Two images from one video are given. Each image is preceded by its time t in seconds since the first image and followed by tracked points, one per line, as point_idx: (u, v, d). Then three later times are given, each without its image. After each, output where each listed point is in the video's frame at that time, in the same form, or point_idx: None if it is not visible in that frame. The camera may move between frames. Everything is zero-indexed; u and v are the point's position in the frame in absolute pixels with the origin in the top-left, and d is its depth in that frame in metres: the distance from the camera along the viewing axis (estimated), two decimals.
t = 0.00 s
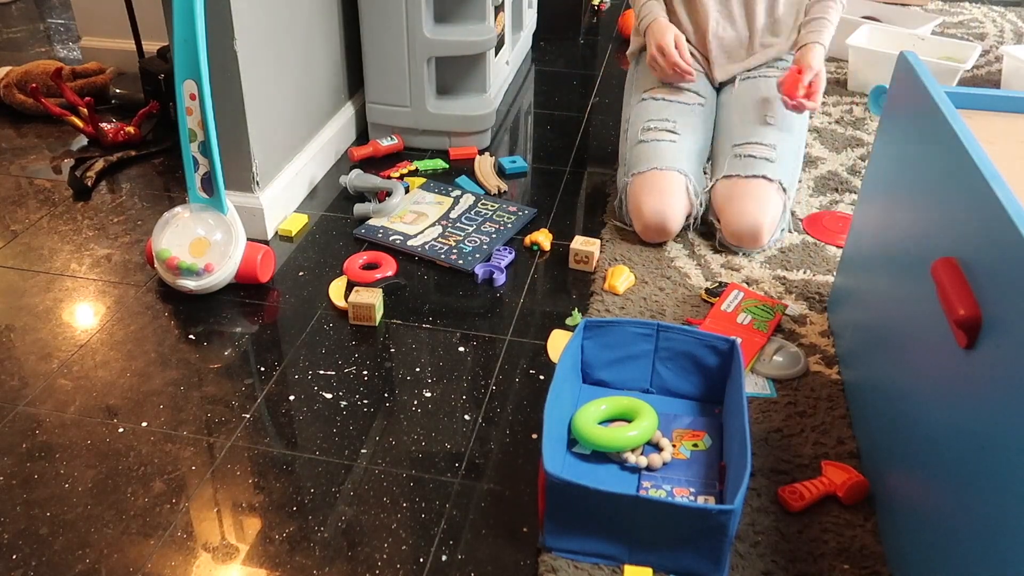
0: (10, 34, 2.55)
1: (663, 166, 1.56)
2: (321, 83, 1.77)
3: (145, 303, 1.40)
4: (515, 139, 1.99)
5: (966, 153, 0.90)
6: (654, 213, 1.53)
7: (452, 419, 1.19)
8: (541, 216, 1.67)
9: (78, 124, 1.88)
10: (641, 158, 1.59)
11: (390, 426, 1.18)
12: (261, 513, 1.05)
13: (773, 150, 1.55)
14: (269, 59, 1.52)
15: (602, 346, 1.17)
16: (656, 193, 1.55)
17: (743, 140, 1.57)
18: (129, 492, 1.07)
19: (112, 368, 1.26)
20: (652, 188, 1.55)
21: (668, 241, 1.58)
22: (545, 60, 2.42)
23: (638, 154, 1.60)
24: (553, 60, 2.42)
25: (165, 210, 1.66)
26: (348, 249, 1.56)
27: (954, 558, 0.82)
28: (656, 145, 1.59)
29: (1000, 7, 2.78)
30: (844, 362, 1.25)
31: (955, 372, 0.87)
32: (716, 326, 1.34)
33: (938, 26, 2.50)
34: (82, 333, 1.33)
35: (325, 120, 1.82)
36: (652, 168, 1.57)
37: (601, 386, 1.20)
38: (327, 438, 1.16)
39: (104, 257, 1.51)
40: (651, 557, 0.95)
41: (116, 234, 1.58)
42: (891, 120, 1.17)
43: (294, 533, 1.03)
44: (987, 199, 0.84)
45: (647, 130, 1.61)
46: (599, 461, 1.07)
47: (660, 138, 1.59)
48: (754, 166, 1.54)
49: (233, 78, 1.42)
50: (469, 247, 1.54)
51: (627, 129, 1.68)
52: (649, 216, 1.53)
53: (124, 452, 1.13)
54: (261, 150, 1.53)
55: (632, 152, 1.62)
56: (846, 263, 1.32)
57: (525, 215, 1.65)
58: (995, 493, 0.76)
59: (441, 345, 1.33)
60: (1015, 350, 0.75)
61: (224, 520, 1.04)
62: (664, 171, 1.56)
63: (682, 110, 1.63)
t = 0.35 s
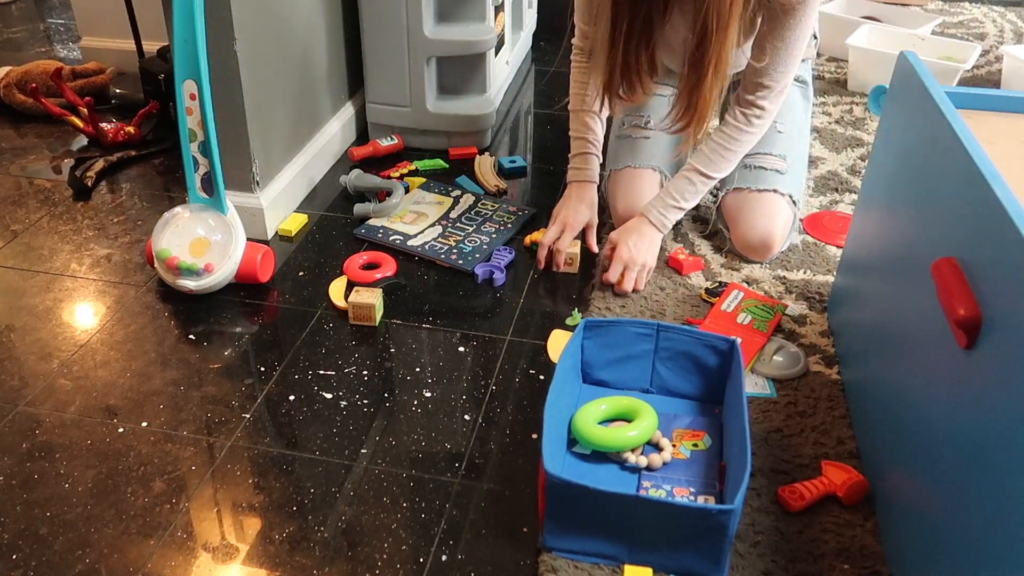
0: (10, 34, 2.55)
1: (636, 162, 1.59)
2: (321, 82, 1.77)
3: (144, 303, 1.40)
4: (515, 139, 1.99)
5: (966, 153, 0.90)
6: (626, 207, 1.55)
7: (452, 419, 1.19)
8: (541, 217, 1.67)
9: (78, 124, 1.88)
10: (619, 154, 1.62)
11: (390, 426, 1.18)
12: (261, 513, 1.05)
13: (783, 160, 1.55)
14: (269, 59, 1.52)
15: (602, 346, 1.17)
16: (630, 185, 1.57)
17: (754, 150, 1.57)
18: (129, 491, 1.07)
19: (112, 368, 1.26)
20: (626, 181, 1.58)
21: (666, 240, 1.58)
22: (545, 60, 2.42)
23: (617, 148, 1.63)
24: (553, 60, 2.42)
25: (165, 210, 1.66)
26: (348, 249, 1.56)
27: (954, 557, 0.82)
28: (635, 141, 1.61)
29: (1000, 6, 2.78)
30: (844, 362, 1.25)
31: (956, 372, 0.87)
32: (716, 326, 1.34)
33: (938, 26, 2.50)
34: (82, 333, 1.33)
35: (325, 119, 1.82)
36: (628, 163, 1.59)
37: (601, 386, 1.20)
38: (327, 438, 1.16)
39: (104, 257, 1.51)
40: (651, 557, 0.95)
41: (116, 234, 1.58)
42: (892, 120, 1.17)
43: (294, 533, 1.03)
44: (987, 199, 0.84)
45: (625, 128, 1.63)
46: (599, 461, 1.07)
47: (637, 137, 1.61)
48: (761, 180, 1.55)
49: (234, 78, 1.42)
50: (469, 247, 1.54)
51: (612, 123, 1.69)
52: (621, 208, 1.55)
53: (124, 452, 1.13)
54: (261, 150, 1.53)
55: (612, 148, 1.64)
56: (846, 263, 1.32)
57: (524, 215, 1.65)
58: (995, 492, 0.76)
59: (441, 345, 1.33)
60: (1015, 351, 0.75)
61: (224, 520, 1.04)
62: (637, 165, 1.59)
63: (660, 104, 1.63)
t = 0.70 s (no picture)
0: (10, 35, 2.55)
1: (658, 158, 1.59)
2: (321, 81, 1.77)
3: (144, 304, 1.40)
4: (515, 139, 1.99)
5: (965, 153, 0.90)
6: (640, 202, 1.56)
7: (452, 419, 1.19)
8: (541, 216, 1.67)
9: (78, 124, 1.88)
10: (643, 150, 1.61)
11: (390, 426, 1.18)
12: (261, 513, 1.05)
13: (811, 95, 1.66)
14: (269, 58, 1.52)
15: (602, 346, 1.17)
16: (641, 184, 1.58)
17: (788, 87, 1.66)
18: (129, 491, 1.07)
19: (112, 368, 1.26)
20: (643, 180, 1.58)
21: (666, 240, 1.59)
22: (545, 60, 2.42)
23: (637, 143, 1.62)
24: (553, 60, 2.42)
25: (165, 210, 1.66)
26: (348, 249, 1.56)
27: (954, 557, 0.82)
28: (655, 139, 1.61)
29: (1000, 7, 2.78)
30: (844, 362, 1.25)
31: (955, 372, 0.87)
32: (716, 327, 1.34)
33: (938, 26, 2.50)
34: (82, 333, 1.33)
35: (325, 120, 1.82)
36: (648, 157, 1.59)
37: (601, 386, 1.20)
38: (327, 438, 1.16)
39: (104, 257, 1.51)
40: (651, 557, 0.95)
41: (116, 234, 1.58)
42: (891, 119, 1.17)
43: (294, 533, 1.03)
44: (987, 198, 0.84)
45: (648, 121, 1.64)
46: (599, 460, 1.07)
47: (660, 132, 1.62)
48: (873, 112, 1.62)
49: (233, 78, 1.42)
50: (469, 247, 1.54)
51: (625, 116, 1.69)
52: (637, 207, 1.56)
53: (124, 452, 1.13)
54: (261, 149, 1.53)
55: (631, 142, 1.64)
56: (845, 262, 1.32)
57: (525, 215, 1.65)
58: (996, 492, 0.76)
59: (441, 345, 1.33)
60: (1014, 351, 0.75)
61: (224, 520, 1.04)
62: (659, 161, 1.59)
63: (683, 106, 1.65)
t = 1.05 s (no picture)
0: (10, 35, 2.55)
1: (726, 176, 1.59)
2: (321, 81, 1.77)
3: (144, 304, 1.40)
4: (515, 139, 1.99)
5: (965, 153, 0.90)
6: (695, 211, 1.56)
7: (452, 419, 1.19)
8: (542, 216, 1.67)
9: (78, 124, 1.88)
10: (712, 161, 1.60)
11: (390, 426, 1.18)
12: (261, 513, 1.05)
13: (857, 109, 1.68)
14: (269, 58, 1.52)
15: (602, 346, 1.17)
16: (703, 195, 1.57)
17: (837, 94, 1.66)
18: (129, 491, 1.07)
19: (112, 368, 1.26)
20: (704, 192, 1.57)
21: (667, 240, 1.58)
22: (545, 60, 2.42)
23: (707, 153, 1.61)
24: (553, 60, 2.42)
25: (165, 209, 1.66)
26: (348, 249, 1.56)
27: (955, 556, 0.82)
28: (724, 153, 1.61)
29: (1000, 6, 2.78)
30: (844, 362, 1.25)
31: (956, 372, 0.87)
32: (716, 326, 1.34)
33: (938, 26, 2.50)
34: (82, 333, 1.33)
35: (326, 120, 1.82)
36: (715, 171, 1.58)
37: (601, 386, 1.20)
38: (327, 438, 1.16)
39: (104, 257, 1.51)
40: (651, 557, 0.95)
41: (116, 234, 1.58)
42: (891, 120, 1.17)
43: (294, 533, 1.03)
44: (987, 198, 0.84)
45: (720, 133, 1.62)
46: (599, 461, 1.07)
47: (729, 149, 1.61)
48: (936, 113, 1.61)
49: (233, 77, 1.42)
50: (469, 247, 1.54)
51: (693, 116, 1.66)
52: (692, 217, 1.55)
53: (124, 452, 1.13)
54: (261, 149, 1.53)
55: (699, 148, 1.61)
56: (846, 263, 1.32)
57: (525, 215, 1.65)
58: (996, 492, 0.76)
59: (441, 345, 1.33)
60: (1014, 351, 0.75)
61: (224, 520, 1.04)
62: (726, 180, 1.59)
63: (751, 124, 1.65)
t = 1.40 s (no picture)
0: (10, 34, 2.55)
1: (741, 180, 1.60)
2: (321, 81, 1.77)
3: (144, 303, 1.40)
4: (515, 139, 1.99)
5: (966, 153, 0.90)
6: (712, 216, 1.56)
7: (451, 419, 1.19)
8: (541, 216, 1.67)
9: (78, 124, 1.88)
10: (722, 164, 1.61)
11: (390, 426, 1.18)
12: (261, 513, 1.05)
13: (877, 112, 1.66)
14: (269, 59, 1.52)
15: (602, 346, 1.17)
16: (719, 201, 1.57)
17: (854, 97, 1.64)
18: (129, 491, 1.07)
19: (112, 368, 1.26)
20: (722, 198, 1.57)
21: (668, 240, 1.59)
22: (545, 60, 2.42)
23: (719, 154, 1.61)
24: (553, 60, 2.42)
25: (165, 209, 1.66)
26: (348, 249, 1.56)
27: (955, 556, 0.82)
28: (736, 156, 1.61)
29: (1001, 7, 2.78)
30: (844, 362, 1.25)
31: (956, 371, 0.87)
32: (716, 326, 1.34)
33: (938, 26, 2.50)
34: (82, 333, 1.33)
35: (326, 119, 1.82)
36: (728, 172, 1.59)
37: (601, 386, 1.20)
38: (327, 438, 1.16)
39: (104, 257, 1.51)
40: (651, 558, 0.95)
41: (116, 234, 1.58)
42: (891, 120, 1.17)
43: (294, 533, 1.03)
44: (987, 198, 0.84)
45: (735, 135, 1.62)
46: (599, 460, 1.07)
47: (744, 151, 1.62)
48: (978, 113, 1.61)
49: (233, 77, 1.42)
50: (469, 247, 1.54)
51: (705, 117, 1.64)
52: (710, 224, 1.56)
53: (124, 452, 1.13)
54: (261, 150, 1.53)
55: (712, 150, 1.62)
56: (846, 263, 1.32)
57: (525, 215, 1.65)
58: (995, 492, 0.76)
59: (441, 345, 1.33)
60: (1015, 350, 0.75)
61: (224, 520, 1.04)
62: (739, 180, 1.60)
63: (764, 125, 1.65)
